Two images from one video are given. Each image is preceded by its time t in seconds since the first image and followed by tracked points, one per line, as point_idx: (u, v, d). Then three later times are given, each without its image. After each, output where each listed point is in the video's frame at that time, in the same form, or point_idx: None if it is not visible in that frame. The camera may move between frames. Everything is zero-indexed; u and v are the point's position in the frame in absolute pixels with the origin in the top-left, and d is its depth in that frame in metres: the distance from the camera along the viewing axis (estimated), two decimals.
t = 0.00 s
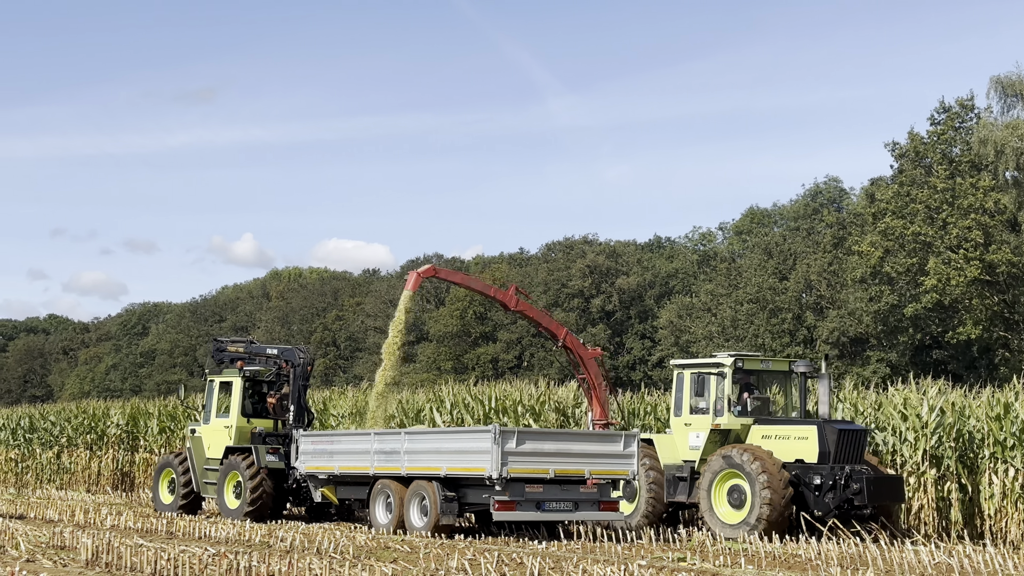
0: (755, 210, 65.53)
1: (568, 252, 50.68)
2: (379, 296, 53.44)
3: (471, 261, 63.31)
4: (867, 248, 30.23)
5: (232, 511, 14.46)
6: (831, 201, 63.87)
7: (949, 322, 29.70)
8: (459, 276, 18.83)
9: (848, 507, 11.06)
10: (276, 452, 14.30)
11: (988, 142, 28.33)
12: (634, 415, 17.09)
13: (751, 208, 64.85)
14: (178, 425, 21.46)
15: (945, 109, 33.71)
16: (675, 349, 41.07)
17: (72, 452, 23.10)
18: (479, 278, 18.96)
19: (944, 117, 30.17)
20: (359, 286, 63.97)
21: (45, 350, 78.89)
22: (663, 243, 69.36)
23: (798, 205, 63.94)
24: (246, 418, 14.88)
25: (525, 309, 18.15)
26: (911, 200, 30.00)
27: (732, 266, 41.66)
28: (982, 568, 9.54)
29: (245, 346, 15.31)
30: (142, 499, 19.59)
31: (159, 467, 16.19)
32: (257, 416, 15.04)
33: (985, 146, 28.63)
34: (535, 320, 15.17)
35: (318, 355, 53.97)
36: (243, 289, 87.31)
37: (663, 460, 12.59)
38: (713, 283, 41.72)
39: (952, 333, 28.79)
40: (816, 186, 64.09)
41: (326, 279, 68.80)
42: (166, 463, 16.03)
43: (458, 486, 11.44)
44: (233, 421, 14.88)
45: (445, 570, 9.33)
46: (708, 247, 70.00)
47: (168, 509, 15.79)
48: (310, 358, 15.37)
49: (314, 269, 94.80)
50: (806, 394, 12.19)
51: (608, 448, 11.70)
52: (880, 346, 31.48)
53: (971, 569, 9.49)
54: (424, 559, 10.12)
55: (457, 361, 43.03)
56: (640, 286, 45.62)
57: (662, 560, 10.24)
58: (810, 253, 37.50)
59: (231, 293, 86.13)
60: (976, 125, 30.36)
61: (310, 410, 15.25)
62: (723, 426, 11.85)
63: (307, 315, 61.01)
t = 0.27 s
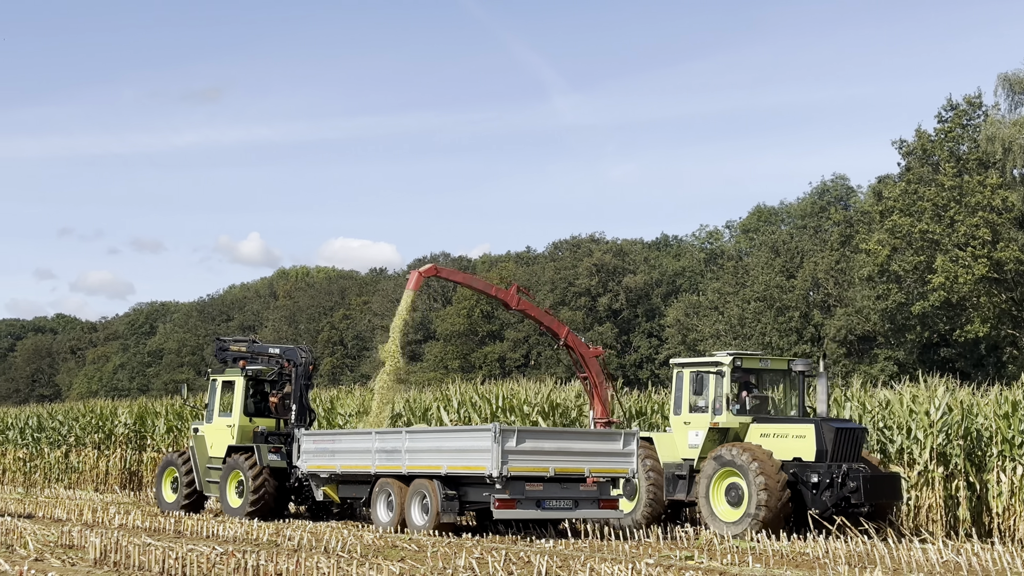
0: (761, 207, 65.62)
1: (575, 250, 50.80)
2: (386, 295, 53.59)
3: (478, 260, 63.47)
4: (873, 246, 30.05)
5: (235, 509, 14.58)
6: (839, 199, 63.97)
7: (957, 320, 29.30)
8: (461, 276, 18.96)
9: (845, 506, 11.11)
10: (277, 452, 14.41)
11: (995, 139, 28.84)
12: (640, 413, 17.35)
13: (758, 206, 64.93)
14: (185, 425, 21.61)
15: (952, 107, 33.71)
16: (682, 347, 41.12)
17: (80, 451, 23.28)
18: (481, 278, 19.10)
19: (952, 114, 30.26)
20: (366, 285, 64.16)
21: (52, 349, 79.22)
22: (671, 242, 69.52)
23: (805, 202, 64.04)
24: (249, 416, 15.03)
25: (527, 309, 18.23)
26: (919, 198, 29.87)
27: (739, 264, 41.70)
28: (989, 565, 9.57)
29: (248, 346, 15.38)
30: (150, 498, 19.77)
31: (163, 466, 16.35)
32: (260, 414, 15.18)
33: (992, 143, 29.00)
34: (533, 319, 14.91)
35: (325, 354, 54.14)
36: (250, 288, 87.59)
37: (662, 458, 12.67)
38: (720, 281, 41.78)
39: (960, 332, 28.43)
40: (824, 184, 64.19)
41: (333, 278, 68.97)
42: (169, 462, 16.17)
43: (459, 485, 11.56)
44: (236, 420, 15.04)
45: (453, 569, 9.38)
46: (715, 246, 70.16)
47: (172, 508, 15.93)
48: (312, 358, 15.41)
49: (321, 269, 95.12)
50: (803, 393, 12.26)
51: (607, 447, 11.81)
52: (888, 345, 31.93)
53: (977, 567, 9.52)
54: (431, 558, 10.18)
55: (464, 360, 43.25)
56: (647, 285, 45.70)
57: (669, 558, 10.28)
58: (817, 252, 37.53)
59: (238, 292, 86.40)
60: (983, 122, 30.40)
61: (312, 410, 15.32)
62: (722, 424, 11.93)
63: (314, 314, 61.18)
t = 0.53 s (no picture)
0: (769, 204, 65.64)
1: (583, 248, 50.87)
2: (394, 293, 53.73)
3: (485, 258, 63.59)
4: (882, 244, 30.24)
5: (238, 508, 14.69)
6: (847, 195, 64.01)
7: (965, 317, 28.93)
8: (462, 275, 19.07)
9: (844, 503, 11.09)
10: (281, 450, 14.58)
11: (1004, 136, 28.68)
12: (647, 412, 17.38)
13: (766, 203, 64.96)
14: (193, 423, 21.75)
15: (960, 104, 33.73)
16: (689, 345, 41.14)
17: (88, 450, 23.45)
18: (482, 277, 19.22)
19: (960, 111, 30.32)
20: (374, 284, 64.33)
21: (60, 348, 79.50)
22: (679, 239, 69.56)
23: (813, 199, 64.07)
24: (253, 415, 15.19)
25: (528, 308, 18.31)
26: (927, 195, 29.89)
27: (747, 262, 41.71)
28: (997, 564, 9.53)
29: (251, 345, 15.41)
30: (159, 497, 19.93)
31: (167, 464, 16.50)
32: (263, 413, 15.32)
33: (1001, 139, 28.91)
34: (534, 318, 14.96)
35: (333, 353, 54.35)
36: (257, 287, 87.86)
37: (663, 456, 12.71)
38: (728, 279, 41.83)
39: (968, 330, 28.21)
40: (832, 181, 64.19)
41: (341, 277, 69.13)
42: (173, 460, 16.32)
43: (460, 482, 11.67)
44: (240, 418, 15.18)
45: (463, 568, 9.41)
46: (722, 243, 70.20)
47: (177, 506, 16.09)
48: (315, 357, 15.51)
49: (329, 268, 95.40)
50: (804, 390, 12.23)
51: (607, 445, 11.92)
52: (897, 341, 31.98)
53: (986, 566, 9.48)
54: (439, 556, 10.21)
55: (472, 358, 43.40)
56: (655, 282, 45.75)
57: (678, 556, 10.26)
58: (825, 249, 37.52)
59: (246, 291, 86.65)
60: (992, 119, 30.44)
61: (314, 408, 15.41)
62: (721, 422, 11.98)
63: (322, 312, 61.30)
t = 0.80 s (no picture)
0: (776, 202, 65.62)
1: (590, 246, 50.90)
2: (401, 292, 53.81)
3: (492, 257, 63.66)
4: (889, 241, 29.95)
5: (241, 506, 14.82)
6: (854, 193, 63.96)
7: (974, 315, 28.81)
8: (463, 275, 19.16)
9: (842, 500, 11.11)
10: (284, 449, 14.65)
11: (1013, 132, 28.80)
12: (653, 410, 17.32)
13: (773, 201, 64.93)
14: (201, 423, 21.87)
15: (967, 101, 33.75)
16: (697, 342, 41.13)
17: (97, 450, 23.63)
18: (482, 277, 19.29)
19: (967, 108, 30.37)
20: (381, 283, 64.44)
21: (68, 348, 79.69)
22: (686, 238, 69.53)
23: (820, 197, 64.05)
24: (255, 414, 15.24)
25: (529, 307, 18.39)
26: (934, 192, 29.88)
27: (754, 260, 41.67)
28: (1005, 561, 9.46)
29: (255, 344, 15.52)
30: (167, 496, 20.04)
31: (170, 463, 16.63)
32: (266, 412, 15.39)
33: (1010, 136, 29.10)
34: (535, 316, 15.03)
35: (340, 352, 54.47)
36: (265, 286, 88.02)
37: (664, 454, 12.75)
38: (736, 276, 41.82)
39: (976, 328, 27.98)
40: (839, 178, 64.17)
41: (349, 275, 69.23)
42: (177, 459, 16.45)
43: (462, 481, 11.75)
44: (242, 418, 15.22)
45: (471, 565, 9.39)
46: (729, 241, 70.19)
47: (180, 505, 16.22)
48: (317, 356, 15.77)
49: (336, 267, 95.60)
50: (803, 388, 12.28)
51: (607, 443, 11.99)
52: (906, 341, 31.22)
53: (994, 563, 9.42)
54: (448, 554, 10.20)
55: (479, 356, 43.50)
56: (662, 280, 45.74)
57: (686, 554, 10.10)
58: (833, 246, 37.47)
59: (253, 290, 86.79)
60: (999, 115, 30.47)
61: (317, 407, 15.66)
62: (721, 420, 12.05)
63: (329, 311, 61.35)
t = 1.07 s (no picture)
0: (783, 200, 65.60)
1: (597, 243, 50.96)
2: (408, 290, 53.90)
3: (499, 255, 63.75)
4: (897, 237, 30.18)
5: (243, 504, 14.95)
6: (861, 190, 63.93)
7: (981, 311, 28.93)
8: (464, 274, 19.25)
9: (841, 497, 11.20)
10: (286, 447, 14.74)
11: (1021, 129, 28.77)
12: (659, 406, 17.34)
13: (780, 198, 64.92)
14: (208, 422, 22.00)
15: (974, 98, 33.72)
16: (703, 340, 41.14)
17: (105, 448, 23.82)
18: (483, 277, 19.38)
19: (974, 105, 30.38)
20: (388, 281, 64.56)
21: (76, 346, 79.95)
22: (692, 235, 69.55)
23: (827, 194, 64.00)
24: (257, 413, 15.40)
25: (530, 305, 18.46)
26: (942, 189, 29.86)
27: (761, 257, 41.67)
28: (1013, 559, 9.50)
29: (256, 343, 15.60)
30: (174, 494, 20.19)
31: (173, 461, 16.78)
32: (268, 411, 15.54)
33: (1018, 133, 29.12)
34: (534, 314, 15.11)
35: (347, 350, 54.63)
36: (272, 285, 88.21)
37: (663, 451, 12.87)
38: (743, 274, 41.84)
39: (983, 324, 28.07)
40: (846, 175, 64.13)
41: (356, 274, 69.38)
42: (179, 457, 16.59)
43: (462, 479, 11.84)
44: (245, 416, 15.37)
45: (479, 564, 9.43)
46: (736, 238, 70.21)
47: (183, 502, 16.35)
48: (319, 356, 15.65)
49: (343, 265, 95.84)
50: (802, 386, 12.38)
51: (607, 441, 12.06)
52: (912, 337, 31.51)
53: (1002, 561, 9.45)
54: (455, 553, 10.24)
55: (486, 355, 43.64)
56: (669, 278, 45.77)
57: (693, 552, 10.10)
58: (840, 243, 37.45)
59: (260, 288, 86.98)
60: (1007, 112, 30.45)
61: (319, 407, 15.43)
62: (720, 418, 12.14)
63: (335, 309, 61.43)
